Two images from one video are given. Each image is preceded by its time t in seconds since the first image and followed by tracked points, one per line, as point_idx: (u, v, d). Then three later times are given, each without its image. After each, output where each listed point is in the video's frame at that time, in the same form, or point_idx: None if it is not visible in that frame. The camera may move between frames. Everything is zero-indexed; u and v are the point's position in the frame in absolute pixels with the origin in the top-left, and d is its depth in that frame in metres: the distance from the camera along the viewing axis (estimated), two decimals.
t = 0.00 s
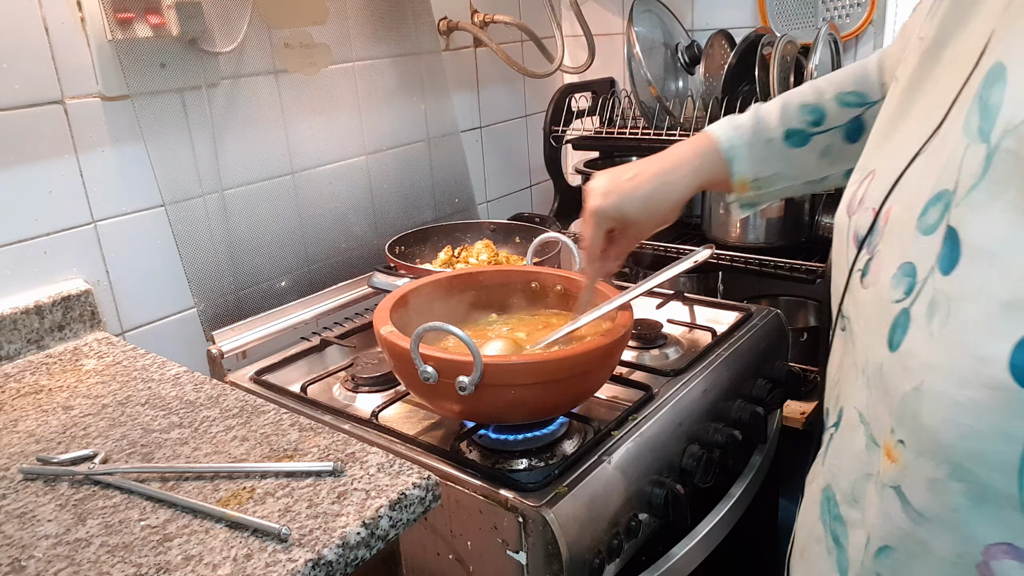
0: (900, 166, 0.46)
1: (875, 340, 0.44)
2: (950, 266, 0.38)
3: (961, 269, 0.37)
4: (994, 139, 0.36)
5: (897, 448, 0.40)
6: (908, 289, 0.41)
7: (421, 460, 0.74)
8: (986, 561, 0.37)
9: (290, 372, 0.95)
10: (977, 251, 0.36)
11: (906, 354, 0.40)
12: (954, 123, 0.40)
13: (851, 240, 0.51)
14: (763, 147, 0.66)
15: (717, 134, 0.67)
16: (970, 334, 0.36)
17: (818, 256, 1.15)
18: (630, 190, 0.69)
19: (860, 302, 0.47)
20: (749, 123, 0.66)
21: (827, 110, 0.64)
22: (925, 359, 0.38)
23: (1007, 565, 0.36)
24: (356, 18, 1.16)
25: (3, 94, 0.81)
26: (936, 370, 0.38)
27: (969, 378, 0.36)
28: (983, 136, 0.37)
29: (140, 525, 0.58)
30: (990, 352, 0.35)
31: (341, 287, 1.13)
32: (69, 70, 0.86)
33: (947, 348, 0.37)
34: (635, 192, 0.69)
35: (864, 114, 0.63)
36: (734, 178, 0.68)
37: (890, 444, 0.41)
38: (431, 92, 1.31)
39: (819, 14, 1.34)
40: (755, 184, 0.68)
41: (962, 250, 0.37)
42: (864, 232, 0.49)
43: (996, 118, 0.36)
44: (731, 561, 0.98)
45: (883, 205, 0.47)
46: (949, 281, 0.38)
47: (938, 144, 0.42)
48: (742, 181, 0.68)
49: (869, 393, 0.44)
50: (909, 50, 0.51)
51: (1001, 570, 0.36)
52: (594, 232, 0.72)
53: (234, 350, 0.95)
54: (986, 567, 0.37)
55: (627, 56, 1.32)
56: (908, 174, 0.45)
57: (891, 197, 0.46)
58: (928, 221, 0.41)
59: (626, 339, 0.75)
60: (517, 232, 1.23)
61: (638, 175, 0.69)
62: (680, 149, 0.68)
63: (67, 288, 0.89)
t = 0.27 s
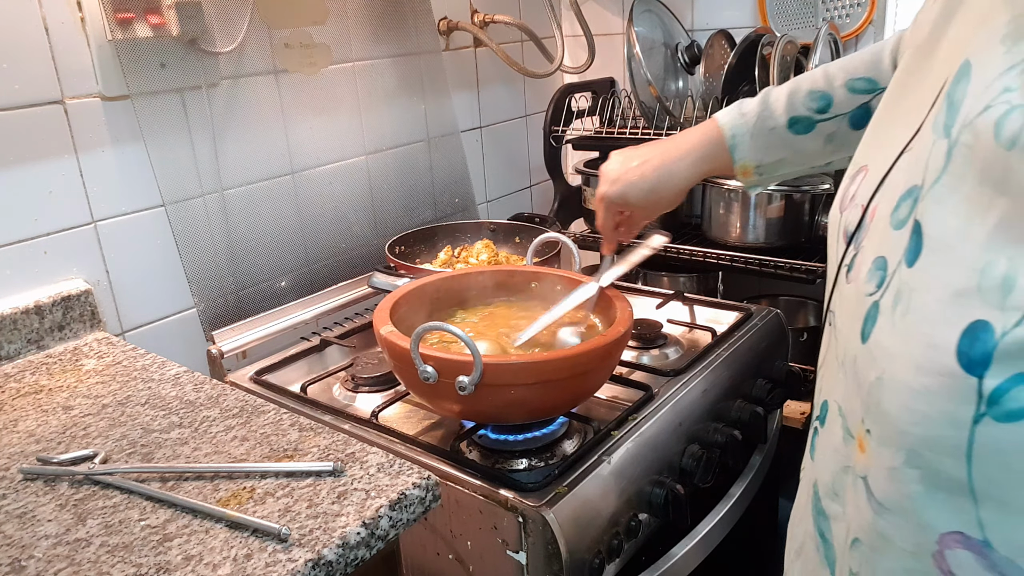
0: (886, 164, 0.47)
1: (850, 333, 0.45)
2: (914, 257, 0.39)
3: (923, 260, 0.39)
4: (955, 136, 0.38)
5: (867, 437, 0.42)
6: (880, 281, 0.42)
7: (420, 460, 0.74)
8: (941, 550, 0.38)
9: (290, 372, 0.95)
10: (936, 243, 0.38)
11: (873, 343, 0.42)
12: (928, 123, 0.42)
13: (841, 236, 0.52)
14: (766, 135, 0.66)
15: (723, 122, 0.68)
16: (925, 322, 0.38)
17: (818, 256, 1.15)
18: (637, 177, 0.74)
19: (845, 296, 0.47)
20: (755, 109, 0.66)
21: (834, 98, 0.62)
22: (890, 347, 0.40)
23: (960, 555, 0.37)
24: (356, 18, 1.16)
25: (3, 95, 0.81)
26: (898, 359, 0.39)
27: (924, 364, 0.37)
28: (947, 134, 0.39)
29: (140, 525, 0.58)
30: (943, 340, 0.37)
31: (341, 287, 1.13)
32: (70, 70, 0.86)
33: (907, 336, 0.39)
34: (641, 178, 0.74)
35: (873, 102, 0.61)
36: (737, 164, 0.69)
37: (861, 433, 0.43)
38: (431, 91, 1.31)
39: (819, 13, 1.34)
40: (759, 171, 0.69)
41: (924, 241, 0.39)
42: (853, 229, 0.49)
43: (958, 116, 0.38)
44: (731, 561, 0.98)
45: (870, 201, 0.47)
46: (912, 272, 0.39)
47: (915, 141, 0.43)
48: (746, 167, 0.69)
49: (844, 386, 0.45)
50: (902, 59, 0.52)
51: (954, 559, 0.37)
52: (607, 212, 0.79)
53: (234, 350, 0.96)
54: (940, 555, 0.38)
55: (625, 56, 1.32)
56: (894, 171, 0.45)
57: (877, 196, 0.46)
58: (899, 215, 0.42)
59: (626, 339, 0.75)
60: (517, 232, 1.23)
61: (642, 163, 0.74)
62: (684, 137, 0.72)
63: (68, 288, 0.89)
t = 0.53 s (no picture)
0: (874, 164, 0.47)
1: (835, 333, 0.46)
2: (890, 258, 0.41)
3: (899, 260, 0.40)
4: (930, 136, 0.40)
5: (849, 435, 0.44)
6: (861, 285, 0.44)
7: (420, 460, 0.74)
8: (918, 548, 0.40)
9: (290, 372, 0.95)
10: (910, 243, 0.40)
11: (854, 342, 0.43)
12: (906, 127, 0.44)
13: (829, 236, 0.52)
14: (720, 165, 0.67)
15: (676, 157, 0.69)
16: (896, 321, 0.40)
17: (818, 255, 1.15)
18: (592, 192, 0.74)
19: (833, 300, 0.48)
20: (706, 143, 0.67)
21: (784, 126, 0.64)
22: (867, 348, 0.42)
23: (936, 553, 0.39)
24: (355, 18, 1.16)
25: (3, 95, 0.81)
26: (874, 358, 0.41)
27: (897, 362, 0.39)
28: (922, 135, 0.40)
29: (140, 525, 0.58)
30: (914, 339, 0.39)
31: (341, 287, 1.13)
32: (70, 70, 0.86)
33: (883, 334, 0.41)
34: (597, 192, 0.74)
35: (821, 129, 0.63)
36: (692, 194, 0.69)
37: (844, 432, 0.44)
38: (431, 92, 1.31)
39: (819, 14, 1.34)
40: (715, 201, 0.69)
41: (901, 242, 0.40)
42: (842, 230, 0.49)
43: (933, 118, 0.40)
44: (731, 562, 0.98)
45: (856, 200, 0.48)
46: (889, 272, 0.41)
47: (894, 144, 0.45)
48: (702, 197, 0.69)
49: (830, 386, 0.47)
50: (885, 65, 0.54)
51: (931, 556, 0.40)
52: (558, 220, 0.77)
53: (234, 350, 0.96)
54: (917, 553, 0.40)
55: (626, 56, 1.32)
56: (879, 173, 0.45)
57: (864, 196, 0.46)
58: (879, 217, 0.43)
59: (627, 338, 0.75)
60: (517, 232, 1.23)
61: (608, 181, 0.74)
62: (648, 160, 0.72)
63: (67, 288, 0.89)
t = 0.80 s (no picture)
0: (868, 161, 0.48)
1: (829, 331, 0.47)
2: (881, 256, 0.42)
3: (890, 259, 0.41)
4: (925, 135, 0.40)
5: (842, 435, 0.44)
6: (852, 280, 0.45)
7: (420, 460, 0.74)
8: (912, 549, 0.40)
9: (290, 372, 0.95)
10: (902, 242, 0.40)
11: (846, 341, 0.44)
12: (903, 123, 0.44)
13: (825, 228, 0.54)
14: (733, 135, 0.66)
15: (690, 123, 0.68)
16: (889, 321, 0.40)
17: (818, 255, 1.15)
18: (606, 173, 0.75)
19: (828, 296, 0.49)
20: (721, 112, 0.66)
21: (801, 98, 0.62)
22: (859, 347, 0.42)
23: (928, 554, 0.39)
24: (355, 18, 1.16)
25: (4, 95, 0.81)
26: (866, 357, 0.41)
27: (889, 362, 0.40)
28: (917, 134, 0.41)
29: (140, 525, 0.58)
30: (906, 339, 0.39)
31: (341, 287, 1.13)
32: (70, 70, 0.86)
33: (875, 333, 0.41)
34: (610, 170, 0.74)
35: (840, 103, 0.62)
36: (704, 163, 0.69)
37: (837, 432, 0.45)
38: (431, 92, 1.31)
39: (819, 13, 1.34)
40: (727, 170, 0.68)
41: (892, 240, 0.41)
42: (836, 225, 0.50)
43: (928, 117, 0.40)
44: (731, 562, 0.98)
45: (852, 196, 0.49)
46: (880, 270, 0.41)
47: (891, 141, 0.45)
48: (714, 167, 0.68)
49: (824, 386, 0.47)
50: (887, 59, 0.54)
51: (924, 557, 0.40)
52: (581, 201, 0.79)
53: (234, 350, 0.96)
54: (910, 553, 0.40)
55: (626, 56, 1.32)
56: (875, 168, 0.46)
57: (858, 192, 0.47)
58: (872, 214, 0.44)
59: (626, 339, 0.75)
60: (517, 232, 1.23)
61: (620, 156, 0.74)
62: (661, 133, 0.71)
63: (67, 288, 0.89)
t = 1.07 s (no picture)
0: (877, 155, 0.48)
1: (837, 328, 0.47)
2: (894, 254, 0.41)
3: (903, 257, 0.40)
4: (941, 132, 0.39)
5: (851, 435, 0.44)
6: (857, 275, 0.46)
7: (421, 461, 0.74)
8: (920, 552, 0.40)
9: (289, 372, 0.94)
10: (915, 241, 0.40)
11: (857, 339, 0.44)
12: (917, 118, 0.43)
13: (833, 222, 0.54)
14: (764, 130, 0.68)
15: (722, 120, 0.71)
16: (904, 320, 0.40)
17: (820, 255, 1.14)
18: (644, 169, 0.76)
19: (832, 288, 0.50)
20: (752, 109, 0.69)
21: (833, 96, 0.65)
22: (871, 345, 0.42)
23: (937, 558, 0.39)
24: (355, 17, 1.16)
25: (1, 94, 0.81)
26: (878, 356, 0.41)
27: (903, 362, 0.39)
28: (932, 131, 0.40)
29: (139, 526, 0.58)
30: (922, 340, 0.38)
31: (340, 287, 1.13)
32: (68, 69, 0.86)
33: (888, 332, 0.41)
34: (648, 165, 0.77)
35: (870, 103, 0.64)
36: (734, 158, 0.71)
37: (846, 433, 0.45)
38: (431, 91, 1.31)
39: (821, 12, 1.33)
40: (757, 166, 0.71)
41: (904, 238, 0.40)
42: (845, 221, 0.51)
43: (944, 113, 0.40)
44: (733, 562, 0.98)
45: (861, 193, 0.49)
46: (893, 268, 0.41)
47: (903, 135, 0.45)
48: (744, 161, 0.71)
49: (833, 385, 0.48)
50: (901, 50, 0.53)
51: (932, 560, 0.39)
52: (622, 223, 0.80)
53: (233, 351, 0.95)
54: (919, 556, 0.40)
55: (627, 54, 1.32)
56: (882, 164, 0.47)
57: (867, 187, 0.48)
58: (883, 211, 0.44)
59: (627, 339, 0.75)
60: (517, 232, 1.22)
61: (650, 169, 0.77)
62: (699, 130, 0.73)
63: (66, 288, 0.89)
